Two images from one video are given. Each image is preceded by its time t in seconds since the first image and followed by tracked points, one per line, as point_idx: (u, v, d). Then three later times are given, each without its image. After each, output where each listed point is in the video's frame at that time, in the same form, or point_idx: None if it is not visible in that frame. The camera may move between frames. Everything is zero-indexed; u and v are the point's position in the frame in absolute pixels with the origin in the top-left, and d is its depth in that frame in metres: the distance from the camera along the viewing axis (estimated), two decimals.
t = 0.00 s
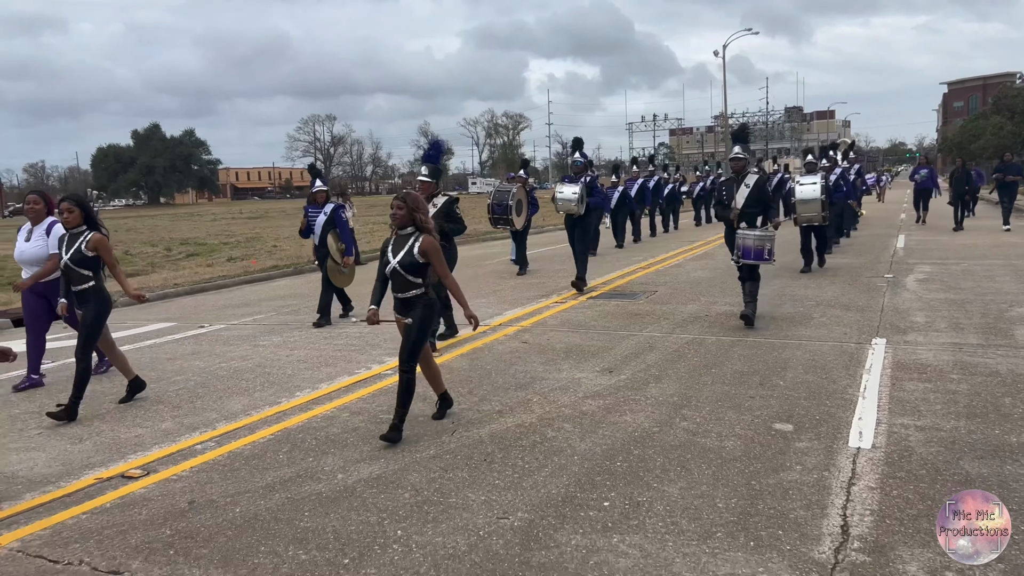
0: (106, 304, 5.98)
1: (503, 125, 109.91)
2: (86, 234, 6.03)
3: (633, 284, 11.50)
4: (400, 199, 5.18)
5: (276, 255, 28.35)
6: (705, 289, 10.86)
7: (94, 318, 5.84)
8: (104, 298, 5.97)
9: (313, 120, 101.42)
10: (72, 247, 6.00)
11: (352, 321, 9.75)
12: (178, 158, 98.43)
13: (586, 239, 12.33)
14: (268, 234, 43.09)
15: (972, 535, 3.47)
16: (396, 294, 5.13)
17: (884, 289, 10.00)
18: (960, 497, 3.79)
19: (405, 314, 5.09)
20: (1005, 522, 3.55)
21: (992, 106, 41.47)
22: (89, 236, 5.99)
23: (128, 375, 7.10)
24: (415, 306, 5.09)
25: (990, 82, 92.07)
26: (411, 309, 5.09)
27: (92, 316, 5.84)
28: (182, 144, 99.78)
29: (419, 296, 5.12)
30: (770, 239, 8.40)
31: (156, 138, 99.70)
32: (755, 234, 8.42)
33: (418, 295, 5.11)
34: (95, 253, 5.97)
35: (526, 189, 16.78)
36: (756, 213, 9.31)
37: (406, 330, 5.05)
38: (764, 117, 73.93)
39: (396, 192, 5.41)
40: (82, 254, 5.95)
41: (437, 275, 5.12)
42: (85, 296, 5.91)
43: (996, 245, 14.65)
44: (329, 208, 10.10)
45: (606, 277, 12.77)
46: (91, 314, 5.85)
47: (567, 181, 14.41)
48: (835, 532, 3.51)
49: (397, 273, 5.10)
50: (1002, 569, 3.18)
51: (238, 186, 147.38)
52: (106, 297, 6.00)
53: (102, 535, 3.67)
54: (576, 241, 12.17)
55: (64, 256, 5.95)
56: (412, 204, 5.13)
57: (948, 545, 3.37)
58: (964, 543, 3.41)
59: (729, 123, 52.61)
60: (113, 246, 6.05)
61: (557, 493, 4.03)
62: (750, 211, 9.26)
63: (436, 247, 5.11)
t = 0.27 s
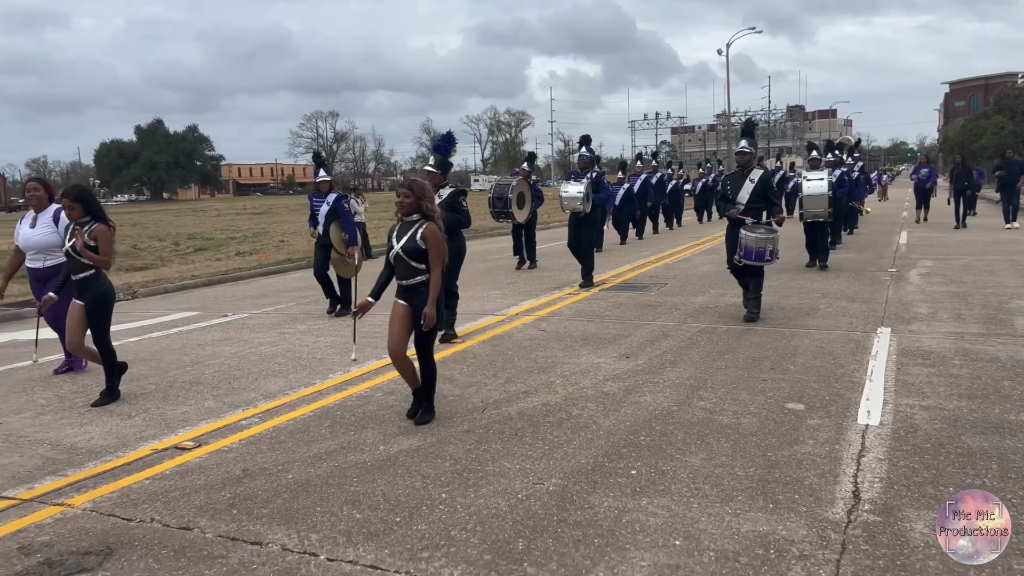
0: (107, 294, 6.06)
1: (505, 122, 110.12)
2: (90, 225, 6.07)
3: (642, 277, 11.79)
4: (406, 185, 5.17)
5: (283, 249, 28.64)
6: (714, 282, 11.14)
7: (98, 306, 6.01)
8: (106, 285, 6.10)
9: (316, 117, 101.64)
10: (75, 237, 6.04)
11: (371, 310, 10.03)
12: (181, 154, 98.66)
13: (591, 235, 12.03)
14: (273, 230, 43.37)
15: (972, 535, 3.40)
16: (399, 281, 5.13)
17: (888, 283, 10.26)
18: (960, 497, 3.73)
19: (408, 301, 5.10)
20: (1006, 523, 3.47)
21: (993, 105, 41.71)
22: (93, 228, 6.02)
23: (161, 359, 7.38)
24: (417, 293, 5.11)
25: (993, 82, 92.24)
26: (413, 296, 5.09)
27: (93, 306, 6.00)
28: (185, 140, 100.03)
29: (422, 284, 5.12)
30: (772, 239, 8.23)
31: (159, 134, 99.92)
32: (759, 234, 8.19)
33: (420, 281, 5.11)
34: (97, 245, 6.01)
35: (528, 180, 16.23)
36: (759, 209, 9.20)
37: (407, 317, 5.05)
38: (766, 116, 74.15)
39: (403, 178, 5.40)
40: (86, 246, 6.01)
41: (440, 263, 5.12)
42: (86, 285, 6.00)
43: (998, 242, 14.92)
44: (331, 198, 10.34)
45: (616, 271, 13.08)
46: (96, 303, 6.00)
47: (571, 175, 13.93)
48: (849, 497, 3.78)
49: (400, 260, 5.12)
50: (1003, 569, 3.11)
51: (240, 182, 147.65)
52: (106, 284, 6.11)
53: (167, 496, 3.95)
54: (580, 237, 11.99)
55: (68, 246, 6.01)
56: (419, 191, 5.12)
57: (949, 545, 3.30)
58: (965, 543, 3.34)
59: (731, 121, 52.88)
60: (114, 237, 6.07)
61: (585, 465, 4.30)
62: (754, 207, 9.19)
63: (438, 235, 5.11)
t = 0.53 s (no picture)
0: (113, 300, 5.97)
1: (505, 121, 110.46)
2: (90, 229, 5.90)
3: (651, 276, 12.12)
4: (409, 196, 5.18)
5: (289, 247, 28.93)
6: (720, 280, 11.47)
7: (102, 312, 5.90)
8: (109, 288, 5.99)
9: (316, 115, 101.89)
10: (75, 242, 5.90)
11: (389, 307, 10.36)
12: (183, 152, 98.90)
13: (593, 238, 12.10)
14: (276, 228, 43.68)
15: (972, 535, 3.46)
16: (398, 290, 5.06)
17: (891, 283, 10.59)
18: (960, 498, 3.80)
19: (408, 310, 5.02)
20: (1005, 523, 3.55)
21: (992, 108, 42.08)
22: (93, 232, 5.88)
23: (193, 353, 7.67)
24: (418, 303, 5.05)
25: (993, 83, 92.56)
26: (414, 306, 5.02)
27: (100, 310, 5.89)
28: (186, 137, 100.26)
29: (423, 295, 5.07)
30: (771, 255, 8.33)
31: (161, 132, 100.17)
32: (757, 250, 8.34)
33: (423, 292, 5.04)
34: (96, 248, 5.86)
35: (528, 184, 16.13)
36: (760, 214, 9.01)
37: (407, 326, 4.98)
38: (766, 116, 74.44)
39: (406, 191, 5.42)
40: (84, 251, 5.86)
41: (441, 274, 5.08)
42: (89, 292, 5.85)
43: (996, 243, 15.26)
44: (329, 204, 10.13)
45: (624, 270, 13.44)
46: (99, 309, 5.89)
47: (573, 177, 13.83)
48: (858, 478, 4.10)
49: (402, 269, 5.06)
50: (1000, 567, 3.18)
51: (241, 180, 147.89)
52: (110, 288, 5.99)
53: (227, 475, 4.28)
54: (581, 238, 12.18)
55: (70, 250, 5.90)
56: (422, 201, 5.14)
57: (949, 545, 3.36)
58: (965, 543, 3.40)
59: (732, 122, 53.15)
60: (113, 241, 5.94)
61: (611, 450, 4.62)
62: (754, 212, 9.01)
63: (440, 246, 5.10)
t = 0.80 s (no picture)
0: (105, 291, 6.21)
1: (504, 120, 110.75)
2: (90, 224, 6.13)
3: (653, 271, 12.47)
4: (400, 185, 5.29)
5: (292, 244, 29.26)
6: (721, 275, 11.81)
7: (99, 301, 6.12)
8: (105, 278, 6.24)
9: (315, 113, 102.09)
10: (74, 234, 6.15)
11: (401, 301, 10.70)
12: (182, 149, 99.05)
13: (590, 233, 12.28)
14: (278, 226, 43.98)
15: (972, 535, 3.42)
16: (393, 278, 5.26)
17: (886, 278, 10.92)
18: (960, 497, 3.75)
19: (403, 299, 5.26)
20: (1005, 523, 3.51)
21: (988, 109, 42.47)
22: (93, 224, 6.10)
23: (216, 341, 8.00)
24: (413, 290, 5.26)
25: (990, 84, 93.01)
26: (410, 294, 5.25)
27: (95, 301, 6.09)
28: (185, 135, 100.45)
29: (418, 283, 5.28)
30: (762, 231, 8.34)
31: (160, 130, 100.34)
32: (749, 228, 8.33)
33: (417, 279, 5.25)
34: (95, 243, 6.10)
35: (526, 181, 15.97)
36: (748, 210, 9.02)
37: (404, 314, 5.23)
38: (764, 116, 74.80)
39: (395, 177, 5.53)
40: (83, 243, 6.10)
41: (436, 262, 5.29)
42: (86, 280, 6.13)
43: (990, 241, 15.61)
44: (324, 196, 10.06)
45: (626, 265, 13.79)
46: (96, 298, 6.11)
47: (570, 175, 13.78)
48: (851, 451, 4.44)
49: (397, 258, 5.25)
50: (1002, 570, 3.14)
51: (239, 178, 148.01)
52: (106, 278, 6.25)
53: (267, 448, 4.61)
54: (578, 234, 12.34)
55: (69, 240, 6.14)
56: (414, 191, 5.28)
57: (948, 545, 3.32)
58: (964, 543, 3.36)
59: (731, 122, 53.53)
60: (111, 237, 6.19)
61: (622, 428, 4.94)
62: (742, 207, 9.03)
63: (434, 235, 5.28)
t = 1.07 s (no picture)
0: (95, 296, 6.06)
1: (500, 119, 110.98)
2: (80, 229, 6.08)
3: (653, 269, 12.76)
4: (390, 193, 5.30)
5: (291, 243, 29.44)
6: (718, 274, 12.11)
7: (85, 306, 5.97)
8: (94, 283, 6.08)
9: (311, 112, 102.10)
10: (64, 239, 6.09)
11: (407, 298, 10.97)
12: (178, 148, 98.98)
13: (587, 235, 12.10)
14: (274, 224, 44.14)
15: (972, 535, 3.45)
16: (386, 286, 5.21)
17: (879, 276, 11.24)
18: (960, 498, 3.78)
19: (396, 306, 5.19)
20: (1005, 523, 3.53)
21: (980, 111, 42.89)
22: (84, 230, 6.05)
23: (231, 336, 8.26)
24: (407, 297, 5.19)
25: (983, 86, 93.64)
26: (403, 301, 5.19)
27: (82, 304, 5.95)
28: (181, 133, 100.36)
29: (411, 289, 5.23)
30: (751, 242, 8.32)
31: (156, 128, 100.25)
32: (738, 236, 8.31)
33: (411, 286, 5.21)
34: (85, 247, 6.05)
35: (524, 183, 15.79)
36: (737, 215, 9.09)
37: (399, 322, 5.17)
38: (759, 116, 75.17)
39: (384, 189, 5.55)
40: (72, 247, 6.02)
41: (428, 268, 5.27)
42: (75, 284, 6.00)
43: (980, 241, 15.96)
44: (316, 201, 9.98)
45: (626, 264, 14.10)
46: (80, 301, 5.96)
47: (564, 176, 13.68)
48: (846, 436, 4.74)
49: (390, 266, 5.21)
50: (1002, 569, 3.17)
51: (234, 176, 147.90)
52: (96, 282, 6.10)
53: (296, 433, 4.88)
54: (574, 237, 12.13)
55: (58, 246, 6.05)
56: (405, 198, 5.29)
57: (949, 545, 3.35)
58: (965, 543, 3.39)
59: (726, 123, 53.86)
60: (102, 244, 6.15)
61: (630, 415, 5.23)
62: (730, 213, 9.11)
63: (427, 241, 5.30)
